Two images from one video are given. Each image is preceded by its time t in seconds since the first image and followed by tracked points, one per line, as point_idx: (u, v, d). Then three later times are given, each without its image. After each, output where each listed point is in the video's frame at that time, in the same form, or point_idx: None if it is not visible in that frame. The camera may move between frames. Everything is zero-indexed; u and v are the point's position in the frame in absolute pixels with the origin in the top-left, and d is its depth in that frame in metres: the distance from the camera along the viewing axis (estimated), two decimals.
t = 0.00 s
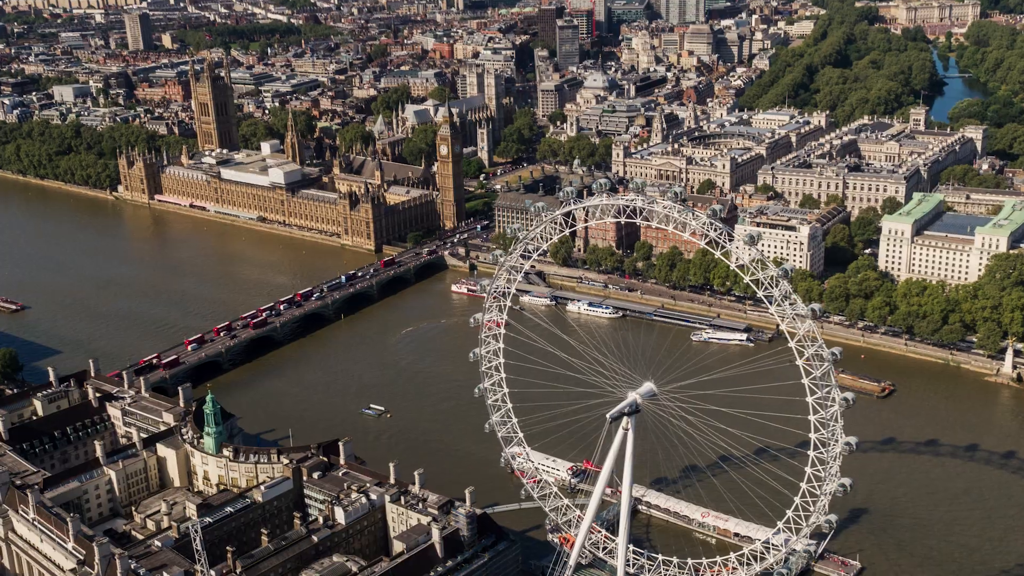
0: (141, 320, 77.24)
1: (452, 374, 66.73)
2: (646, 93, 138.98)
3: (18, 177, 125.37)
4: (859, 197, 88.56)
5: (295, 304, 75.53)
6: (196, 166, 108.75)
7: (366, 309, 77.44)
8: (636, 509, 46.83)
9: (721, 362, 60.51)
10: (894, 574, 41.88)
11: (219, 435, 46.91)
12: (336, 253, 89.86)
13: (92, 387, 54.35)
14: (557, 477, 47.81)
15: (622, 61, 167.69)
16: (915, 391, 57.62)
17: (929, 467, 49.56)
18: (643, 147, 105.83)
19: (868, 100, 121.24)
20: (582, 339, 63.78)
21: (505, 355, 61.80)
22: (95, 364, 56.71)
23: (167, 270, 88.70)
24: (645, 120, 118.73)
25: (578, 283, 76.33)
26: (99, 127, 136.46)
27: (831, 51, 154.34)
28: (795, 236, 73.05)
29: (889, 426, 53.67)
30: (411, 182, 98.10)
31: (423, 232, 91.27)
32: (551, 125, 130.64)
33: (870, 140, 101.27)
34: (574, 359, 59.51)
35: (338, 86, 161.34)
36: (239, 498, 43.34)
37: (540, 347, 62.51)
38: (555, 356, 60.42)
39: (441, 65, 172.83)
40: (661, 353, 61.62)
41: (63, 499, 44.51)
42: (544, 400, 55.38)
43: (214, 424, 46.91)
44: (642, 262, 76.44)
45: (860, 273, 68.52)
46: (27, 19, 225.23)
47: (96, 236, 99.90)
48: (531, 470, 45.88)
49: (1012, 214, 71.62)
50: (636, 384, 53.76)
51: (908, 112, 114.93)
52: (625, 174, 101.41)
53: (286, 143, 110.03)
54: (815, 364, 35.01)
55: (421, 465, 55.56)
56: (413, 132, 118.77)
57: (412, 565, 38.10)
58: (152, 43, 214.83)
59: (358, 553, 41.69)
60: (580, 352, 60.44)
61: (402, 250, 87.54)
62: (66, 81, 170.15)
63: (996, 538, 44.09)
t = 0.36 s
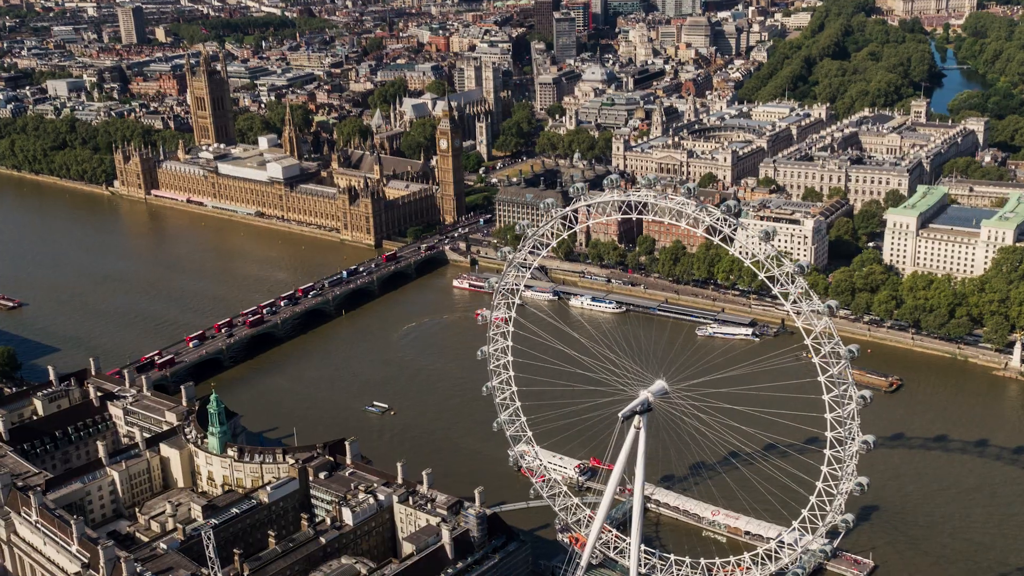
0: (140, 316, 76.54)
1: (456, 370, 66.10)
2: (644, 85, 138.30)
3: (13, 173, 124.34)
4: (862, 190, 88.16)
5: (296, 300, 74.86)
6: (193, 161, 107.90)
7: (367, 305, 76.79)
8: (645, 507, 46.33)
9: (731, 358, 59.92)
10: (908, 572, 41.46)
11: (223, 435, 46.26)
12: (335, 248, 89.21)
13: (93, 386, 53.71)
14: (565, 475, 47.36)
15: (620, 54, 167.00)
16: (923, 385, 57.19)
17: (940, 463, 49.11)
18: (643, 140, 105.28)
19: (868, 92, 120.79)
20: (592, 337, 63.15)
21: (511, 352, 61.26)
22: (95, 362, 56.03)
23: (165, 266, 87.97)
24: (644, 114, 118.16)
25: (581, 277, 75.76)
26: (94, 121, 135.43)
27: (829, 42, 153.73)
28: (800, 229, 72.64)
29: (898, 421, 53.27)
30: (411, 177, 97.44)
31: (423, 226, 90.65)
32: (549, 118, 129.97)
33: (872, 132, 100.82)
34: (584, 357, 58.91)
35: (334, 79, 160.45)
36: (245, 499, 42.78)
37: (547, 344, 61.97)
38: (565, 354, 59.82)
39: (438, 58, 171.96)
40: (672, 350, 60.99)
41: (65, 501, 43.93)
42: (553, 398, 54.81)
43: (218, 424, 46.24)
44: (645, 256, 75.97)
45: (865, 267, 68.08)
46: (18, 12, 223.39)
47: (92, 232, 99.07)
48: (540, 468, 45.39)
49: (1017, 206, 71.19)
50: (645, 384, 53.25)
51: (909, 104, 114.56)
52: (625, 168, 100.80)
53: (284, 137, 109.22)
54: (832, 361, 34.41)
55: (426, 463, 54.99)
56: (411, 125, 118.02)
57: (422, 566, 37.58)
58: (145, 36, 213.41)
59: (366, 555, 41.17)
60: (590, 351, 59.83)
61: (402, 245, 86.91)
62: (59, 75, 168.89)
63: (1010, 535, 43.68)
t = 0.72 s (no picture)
0: (139, 312, 75.87)
1: (460, 365, 65.50)
2: (643, 75, 137.52)
3: (7, 166, 123.26)
4: (865, 181, 87.74)
5: (297, 295, 74.21)
6: (190, 154, 107.01)
7: (368, 300, 76.15)
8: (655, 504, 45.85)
9: (741, 353, 59.36)
10: (922, 569, 41.08)
11: (228, 433, 45.63)
12: (335, 242, 88.55)
13: (94, 384, 53.08)
14: (573, 472, 46.96)
15: (617, 44, 166.21)
16: (932, 379, 56.83)
17: (950, 458, 48.72)
18: (644, 131, 104.65)
19: (869, 82, 120.26)
20: (603, 333, 62.54)
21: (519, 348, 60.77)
22: (96, 360, 55.37)
23: (163, 261, 87.23)
24: (644, 105, 117.52)
25: (584, 270, 75.25)
26: (88, 114, 134.28)
27: (827, 32, 152.98)
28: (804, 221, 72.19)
29: (907, 415, 52.91)
30: (410, 169, 96.74)
31: (423, 220, 90.02)
32: (547, 109, 129.23)
33: (873, 122, 100.25)
34: (596, 353, 58.35)
35: (330, 71, 159.42)
36: (252, 498, 42.24)
37: (556, 340, 61.50)
38: (576, 350, 59.26)
39: (435, 49, 170.98)
40: (684, 345, 60.39)
41: (69, 501, 43.33)
42: (564, 394, 54.30)
43: (223, 422, 45.61)
44: (648, 249, 75.48)
45: (870, 259, 67.65)
46: (9, 3, 221.25)
47: (89, 226, 98.22)
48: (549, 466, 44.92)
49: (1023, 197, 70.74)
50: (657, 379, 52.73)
51: (910, 94, 114.10)
52: (626, 159, 100.17)
53: (282, 130, 108.39)
54: (849, 357, 33.93)
55: (432, 460, 54.46)
56: (409, 117, 117.23)
57: (433, 567, 37.11)
58: (138, 28, 211.75)
59: (374, 554, 40.71)
60: (602, 347, 59.23)
61: (403, 239, 86.28)
62: (52, 67, 167.53)
63: None
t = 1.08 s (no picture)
0: (139, 308, 75.19)
1: (464, 359, 64.93)
2: (641, 65, 136.81)
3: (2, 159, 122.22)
4: (868, 171, 87.30)
5: (299, 290, 73.56)
6: (187, 147, 106.12)
7: (370, 294, 75.52)
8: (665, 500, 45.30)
9: (750, 347, 58.81)
10: (936, 566, 40.68)
11: (234, 432, 45.08)
12: (335, 235, 87.90)
13: (96, 382, 52.45)
14: (581, 468, 46.60)
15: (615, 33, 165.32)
16: (939, 371, 56.38)
17: (962, 453, 48.29)
18: (645, 122, 104.07)
19: (869, 71, 119.67)
20: (613, 328, 61.86)
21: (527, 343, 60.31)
22: (97, 357, 54.73)
23: (162, 255, 86.48)
24: (644, 95, 116.84)
25: (587, 263, 74.70)
26: (83, 106, 133.15)
27: (826, 21, 152.26)
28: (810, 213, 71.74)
29: (916, 409, 52.44)
30: (409, 161, 96.02)
31: (423, 212, 89.37)
32: (546, 99, 128.54)
33: (875, 112, 99.73)
34: (607, 350, 57.70)
35: (326, 61, 158.41)
36: (258, 498, 41.72)
37: (564, 335, 60.98)
38: (586, 346, 58.62)
39: (431, 39, 170.03)
40: (696, 341, 59.77)
41: (73, 502, 42.73)
42: (574, 392, 53.72)
43: (228, 421, 45.04)
44: (651, 242, 74.94)
45: (876, 250, 67.26)
46: None
47: (85, 220, 97.37)
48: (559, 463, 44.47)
49: None
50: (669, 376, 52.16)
51: (911, 83, 113.60)
52: (627, 150, 99.60)
53: (279, 121, 107.59)
54: (867, 354, 33.40)
55: (437, 455, 53.92)
56: (408, 109, 116.43)
57: (445, 568, 36.63)
58: (132, 19, 210.17)
59: (383, 555, 40.24)
60: (612, 344, 58.55)
61: (404, 232, 85.66)
62: (46, 59, 166.20)
63: None
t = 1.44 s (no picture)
0: (138, 304, 74.51)
1: (468, 355, 64.36)
2: (640, 57, 136.12)
3: None
4: (871, 163, 86.89)
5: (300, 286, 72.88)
6: (184, 141, 105.25)
7: (371, 289, 74.90)
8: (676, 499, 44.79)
9: (759, 343, 58.38)
10: (951, 564, 40.29)
11: (239, 432, 44.46)
12: (334, 230, 87.23)
13: (98, 382, 51.81)
14: (590, 467, 46.20)
15: (612, 25, 164.45)
16: (947, 366, 55.96)
17: (974, 449, 47.86)
18: (645, 114, 103.47)
19: (869, 62, 119.06)
20: (624, 325, 61.23)
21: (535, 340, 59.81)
22: (99, 356, 54.08)
23: (160, 251, 85.74)
24: (643, 87, 116.11)
25: (590, 257, 74.14)
26: (78, 100, 132.03)
27: (824, 12, 151.56)
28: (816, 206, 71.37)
29: (926, 404, 52.04)
30: (408, 155, 95.29)
31: (423, 207, 88.70)
32: (544, 92, 127.85)
33: (877, 104, 99.22)
34: (619, 347, 57.08)
35: (322, 54, 157.41)
36: (266, 499, 41.18)
37: (572, 332, 60.49)
38: (598, 344, 57.98)
39: (428, 31, 168.99)
40: (705, 337, 59.28)
41: (78, 504, 42.18)
42: (586, 392, 53.15)
43: (234, 421, 44.43)
44: (654, 236, 74.13)
45: (882, 244, 66.91)
46: None
47: (82, 215, 96.54)
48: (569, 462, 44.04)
49: None
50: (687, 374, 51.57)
51: (912, 75, 113.12)
52: (627, 143, 98.98)
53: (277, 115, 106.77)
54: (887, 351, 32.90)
55: (443, 454, 53.40)
56: (405, 101, 115.63)
57: (457, 571, 36.14)
58: (125, 11, 208.54)
59: (393, 556, 39.74)
60: (625, 341, 57.92)
61: (404, 226, 85.00)
62: (39, 53, 164.88)
63: None
